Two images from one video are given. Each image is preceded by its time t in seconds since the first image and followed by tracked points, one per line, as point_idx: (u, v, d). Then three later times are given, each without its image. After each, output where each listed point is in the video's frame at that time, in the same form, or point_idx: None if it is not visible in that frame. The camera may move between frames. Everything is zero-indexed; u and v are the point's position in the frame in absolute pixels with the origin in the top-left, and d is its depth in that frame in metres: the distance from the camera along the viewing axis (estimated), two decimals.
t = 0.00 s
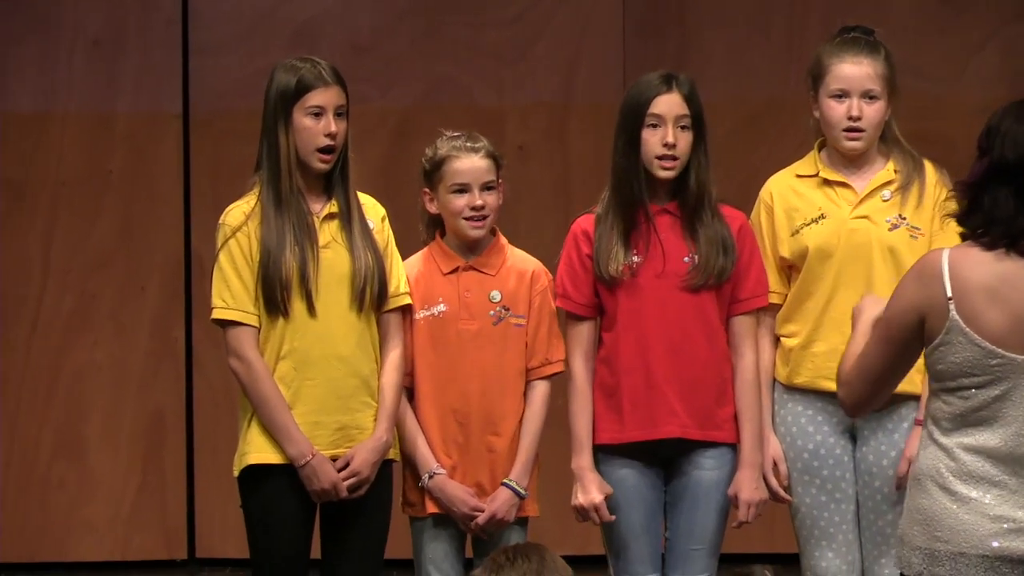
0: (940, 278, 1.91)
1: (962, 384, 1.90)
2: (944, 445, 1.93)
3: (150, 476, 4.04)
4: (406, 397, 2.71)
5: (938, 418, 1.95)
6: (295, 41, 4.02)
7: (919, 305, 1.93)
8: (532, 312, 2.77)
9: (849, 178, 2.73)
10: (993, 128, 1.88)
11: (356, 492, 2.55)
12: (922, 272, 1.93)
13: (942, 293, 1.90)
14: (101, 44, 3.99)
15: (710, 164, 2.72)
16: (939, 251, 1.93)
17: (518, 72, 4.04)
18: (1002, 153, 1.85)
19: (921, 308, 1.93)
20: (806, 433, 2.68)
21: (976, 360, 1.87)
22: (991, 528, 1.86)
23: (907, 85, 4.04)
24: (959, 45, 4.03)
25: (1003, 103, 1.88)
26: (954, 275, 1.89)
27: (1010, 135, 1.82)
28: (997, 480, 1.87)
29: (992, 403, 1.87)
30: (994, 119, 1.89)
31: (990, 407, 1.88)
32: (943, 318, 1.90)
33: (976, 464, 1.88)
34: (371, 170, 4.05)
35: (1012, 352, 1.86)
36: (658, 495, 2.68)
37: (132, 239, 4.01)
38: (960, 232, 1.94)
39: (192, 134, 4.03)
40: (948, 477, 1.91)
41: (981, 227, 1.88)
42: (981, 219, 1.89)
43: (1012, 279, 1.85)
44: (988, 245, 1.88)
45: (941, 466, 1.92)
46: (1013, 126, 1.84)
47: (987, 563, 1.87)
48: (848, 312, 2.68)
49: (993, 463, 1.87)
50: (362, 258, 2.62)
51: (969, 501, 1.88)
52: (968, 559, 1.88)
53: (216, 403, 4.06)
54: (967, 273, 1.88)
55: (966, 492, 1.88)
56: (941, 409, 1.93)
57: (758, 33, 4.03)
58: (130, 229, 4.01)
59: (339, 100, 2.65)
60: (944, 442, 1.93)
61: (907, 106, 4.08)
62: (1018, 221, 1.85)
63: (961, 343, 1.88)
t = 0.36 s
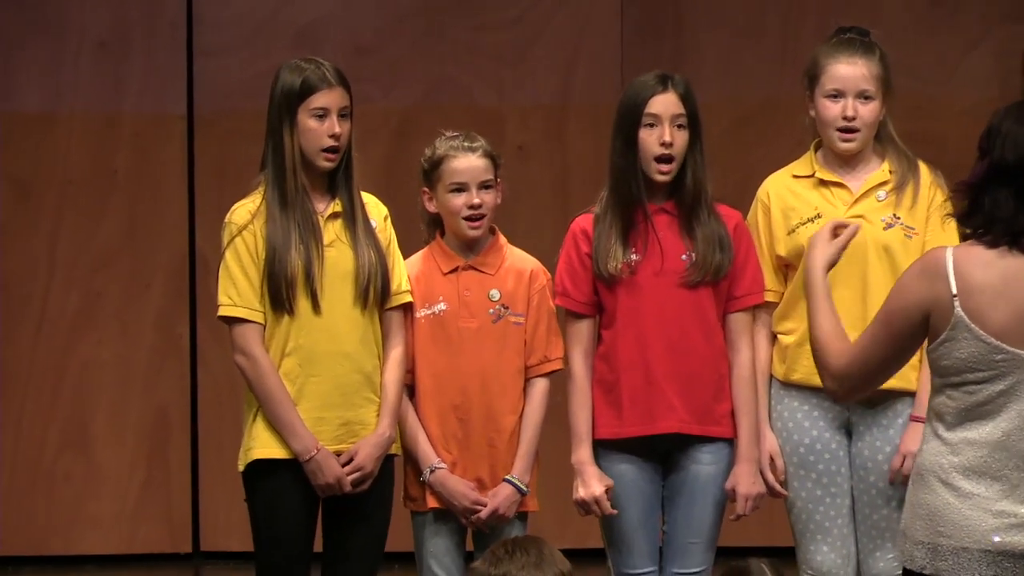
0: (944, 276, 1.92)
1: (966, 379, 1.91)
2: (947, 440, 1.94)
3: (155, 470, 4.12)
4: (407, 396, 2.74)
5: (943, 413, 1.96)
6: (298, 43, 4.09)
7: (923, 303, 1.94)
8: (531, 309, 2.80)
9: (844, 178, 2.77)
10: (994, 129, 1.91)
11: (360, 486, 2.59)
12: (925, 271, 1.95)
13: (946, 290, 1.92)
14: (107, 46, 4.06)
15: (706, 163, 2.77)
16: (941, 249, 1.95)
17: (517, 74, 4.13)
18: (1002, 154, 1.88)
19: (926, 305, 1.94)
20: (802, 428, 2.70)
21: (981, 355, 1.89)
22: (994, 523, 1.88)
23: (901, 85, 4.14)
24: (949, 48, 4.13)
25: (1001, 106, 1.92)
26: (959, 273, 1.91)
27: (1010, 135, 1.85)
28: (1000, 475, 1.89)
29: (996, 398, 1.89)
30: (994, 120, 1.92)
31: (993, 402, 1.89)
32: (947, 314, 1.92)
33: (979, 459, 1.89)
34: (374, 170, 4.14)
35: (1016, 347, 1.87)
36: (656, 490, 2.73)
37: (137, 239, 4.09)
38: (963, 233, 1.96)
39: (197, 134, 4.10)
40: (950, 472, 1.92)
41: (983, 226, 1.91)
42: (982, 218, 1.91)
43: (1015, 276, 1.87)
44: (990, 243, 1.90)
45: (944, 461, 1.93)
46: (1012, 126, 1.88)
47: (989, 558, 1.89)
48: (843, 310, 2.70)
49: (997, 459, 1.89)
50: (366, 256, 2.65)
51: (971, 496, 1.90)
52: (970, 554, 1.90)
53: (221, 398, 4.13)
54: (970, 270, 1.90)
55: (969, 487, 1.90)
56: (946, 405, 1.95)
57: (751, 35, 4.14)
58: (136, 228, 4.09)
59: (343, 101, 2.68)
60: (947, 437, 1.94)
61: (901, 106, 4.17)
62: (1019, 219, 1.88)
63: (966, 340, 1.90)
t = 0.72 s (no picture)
0: (933, 272, 2.04)
1: (953, 371, 2.00)
2: (937, 433, 2.03)
3: (149, 465, 4.17)
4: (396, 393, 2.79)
5: (935, 407, 2.04)
6: (290, 44, 4.14)
7: (917, 303, 2.06)
8: (519, 306, 2.83)
9: (828, 177, 2.80)
10: (1001, 138, 2.01)
11: (348, 481, 2.64)
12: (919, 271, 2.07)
13: (933, 286, 2.03)
14: (102, 46, 4.12)
15: (692, 163, 2.82)
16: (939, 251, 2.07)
17: (505, 74, 4.18)
18: (1001, 160, 1.98)
19: (919, 305, 2.06)
20: (785, 424, 2.76)
21: (964, 346, 1.98)
22: (978, 512, 1.96)
23: (888, 86, 4.16)
24: (934, 47, 4.14)
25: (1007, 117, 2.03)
26: (947, 269, 2.02)
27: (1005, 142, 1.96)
28: (983, 465, 1.97)
29: (979, 389, 1.97)
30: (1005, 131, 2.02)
31: (978, 394, 1.97)
32: (933, 309, 2.03)
33: (963, 449, 1.98)
34: (365, 169, 4.18)
35: (998, 338, 1.96)
36: (641, 484, 2.77)
37: (131, 237, 4.14)
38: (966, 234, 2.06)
39: (190, 134, 4.14)
40: (938, 464, 2.01)
41: (977, 226, 2.01)
42: (978, 220, 2.01)
43: (1000, 272, 1.97)
44: (982, 242, 2.01)
45: (933, 453, 2.02)
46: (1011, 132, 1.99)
47: (974, 548, 1.96)
48: (826, 307, 2.75)
49: (980, 449, 1.97)
50: (357, 253, 2.69)
51: (955, 486, 1.99)
52: (955, 543, 1.98)
53: (213, 393, 4.16)
54: (958, 266, 2.01)
55: (953, 478, 1.99)
56: (937, 398, 2.03)
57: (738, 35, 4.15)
58: (130, 225, 4.14)
59: (335, 101, 2.71)
60: (938, 430, 2.03)
61: (885, 107, 4.18)
62: (1009, 218, 1.97)
63: (951, 332, 1.99)
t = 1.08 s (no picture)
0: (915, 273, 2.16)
1: (930, 376, 2.14)
2: (916, 432, 2.18)
3: (124, 461, 4.25)
4: (366, 390, 2.82)
5: (914, 407, 2.19)
6: (262, 47, 4.23)
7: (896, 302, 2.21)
8: (487, 305, 2.88)
9: (792, 178, 2.84)
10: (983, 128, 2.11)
11: (320, 477, 2.68)
12: (905, 268, 2.18)
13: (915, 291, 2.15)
14: (77, 48, 4.19)
15: (659, 164, 2.86)
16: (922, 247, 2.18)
17: (471, 77, 4.29)
18: (982, 151, 2.08)
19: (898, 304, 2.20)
20: (750, 421, 2.80)
21: (942, 356, 2.11)
22: (954, 510, 2.10)
23: (847, 88, 4.32)
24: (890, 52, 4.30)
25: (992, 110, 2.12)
26: (929, 266, 2.14)
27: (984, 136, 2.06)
28: (961, 464, 2.11)
29: (956, 397, 2.10)
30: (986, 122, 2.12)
31: (956, 401, 2.11)
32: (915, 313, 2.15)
33: (941, 450, 2.13)
34: (335, 171, 4.28)
35: (974, 347, 2.08)
36: (610, 481, 2.81)
37: (106, 236, 4.22)
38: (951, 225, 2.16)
39: (163, 135, 4.23)
40: (917, 462, 2.16)
41: (959, 219, 2.11)
42: (960, 211, 2.11)
43: (979, 276, 2.07)
44: (964, 241, 2.10)
45: (913, 451, 2.17)
46: (995, 126, 2.08)
47: (949, 542, 2.11)
48: (790, 306, 2.80)
49: (957, 451, 2.11)
50: (327, 253, 2.74)
51: (933, 484, 2.13)
52: (931, 537, 2.13)
53: (187, 392, 4.25)
54: (940, 268, 2.12)
55: (932, 476, 2.13)
56: (915, 399, 2.18)
57: (700, 39, 4.29)
58: (105, 225, 4.22)
59: (304, 103, 2.77)
60: (917, 429, 2.18)
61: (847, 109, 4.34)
62: (988, 215, 2.07)
63: (929, 340, 2.12)
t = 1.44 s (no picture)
0: (894, 272, 2.03)
1: (911, 372, 2.03)
2: (893, 428, 2.06)
3: (107, 459, 4.31)
4: (347, 387, 2.86)
5: (891, 404, 2.08)
6: (243, 50, 4.29)
7: (875, 300, 2.05)
8: (466, 304, 2.92)
9: (766, 179, 2.88)
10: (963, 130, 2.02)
11: (301, 473, 2.72)
12: (881, 267, 2.05)
13: (895, 291, 2.02)
14: (61, 51, 4.24)
15: (641, 165, 2.88)
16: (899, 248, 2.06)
17: (450, 78, 4.34)
18: (962, 152, 1.99)
19: (876, 302, 2.05)
20: (725, 417, 2.83)
21: (923, 354, 2.00)
22: (934, 507, 2.00)
23: (821, 92, 4.37)
24: (863, 55, 4.35)
25: (968, 115, 2.04)
26: (909, 265, 2.01)
27: (966, 136, 1.98)
28: (941, 462, 2.00)
29: (937, 394, 2.00)
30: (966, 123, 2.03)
31: (937, 397, 2.00)
32: (895, 312, 2.02)
33: (920, 448, 2.02)
34: (315, 173, 4.34)
35: (956, 346, 1.97)
36: (589, 476, 2.82)
37: (89, 237, 4.27)
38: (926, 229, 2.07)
39: (146, 137, 4.29)
40: (894, 459, 2.05)
41: (937, 221, 2.02)
42: (938, 213, 2.03)
43: (960, 273, 1.97)
44: (941, 240, 2.01)
45: (889, 448, 2.06)
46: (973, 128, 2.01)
47: (928, 540, 2.01)
48: (764, 304, 2.83)
49: (939, 449, 2.01)
50: (307, 252, 2.78)
51: (913, 481, 2.02)
52: (911, 535, 2.02)
53: (170, 391, 4.31)
54: (919, 266, 2.01)
55: (910, 472, 2.03)
56: (892, 396, 2.07)
57: (675, 42, 4.35)
58: (89, 225, 4.27)
59: (285, 105, 2.81)
60: (895, 426, 2.06)
61: (821, 111, 4.39)
62: (967, 216, 1.99)
63: (911, 337, 2.00)
